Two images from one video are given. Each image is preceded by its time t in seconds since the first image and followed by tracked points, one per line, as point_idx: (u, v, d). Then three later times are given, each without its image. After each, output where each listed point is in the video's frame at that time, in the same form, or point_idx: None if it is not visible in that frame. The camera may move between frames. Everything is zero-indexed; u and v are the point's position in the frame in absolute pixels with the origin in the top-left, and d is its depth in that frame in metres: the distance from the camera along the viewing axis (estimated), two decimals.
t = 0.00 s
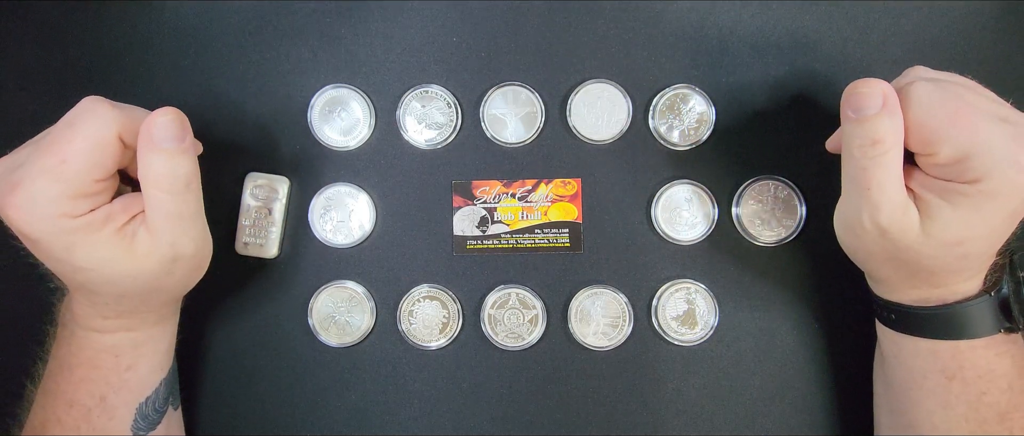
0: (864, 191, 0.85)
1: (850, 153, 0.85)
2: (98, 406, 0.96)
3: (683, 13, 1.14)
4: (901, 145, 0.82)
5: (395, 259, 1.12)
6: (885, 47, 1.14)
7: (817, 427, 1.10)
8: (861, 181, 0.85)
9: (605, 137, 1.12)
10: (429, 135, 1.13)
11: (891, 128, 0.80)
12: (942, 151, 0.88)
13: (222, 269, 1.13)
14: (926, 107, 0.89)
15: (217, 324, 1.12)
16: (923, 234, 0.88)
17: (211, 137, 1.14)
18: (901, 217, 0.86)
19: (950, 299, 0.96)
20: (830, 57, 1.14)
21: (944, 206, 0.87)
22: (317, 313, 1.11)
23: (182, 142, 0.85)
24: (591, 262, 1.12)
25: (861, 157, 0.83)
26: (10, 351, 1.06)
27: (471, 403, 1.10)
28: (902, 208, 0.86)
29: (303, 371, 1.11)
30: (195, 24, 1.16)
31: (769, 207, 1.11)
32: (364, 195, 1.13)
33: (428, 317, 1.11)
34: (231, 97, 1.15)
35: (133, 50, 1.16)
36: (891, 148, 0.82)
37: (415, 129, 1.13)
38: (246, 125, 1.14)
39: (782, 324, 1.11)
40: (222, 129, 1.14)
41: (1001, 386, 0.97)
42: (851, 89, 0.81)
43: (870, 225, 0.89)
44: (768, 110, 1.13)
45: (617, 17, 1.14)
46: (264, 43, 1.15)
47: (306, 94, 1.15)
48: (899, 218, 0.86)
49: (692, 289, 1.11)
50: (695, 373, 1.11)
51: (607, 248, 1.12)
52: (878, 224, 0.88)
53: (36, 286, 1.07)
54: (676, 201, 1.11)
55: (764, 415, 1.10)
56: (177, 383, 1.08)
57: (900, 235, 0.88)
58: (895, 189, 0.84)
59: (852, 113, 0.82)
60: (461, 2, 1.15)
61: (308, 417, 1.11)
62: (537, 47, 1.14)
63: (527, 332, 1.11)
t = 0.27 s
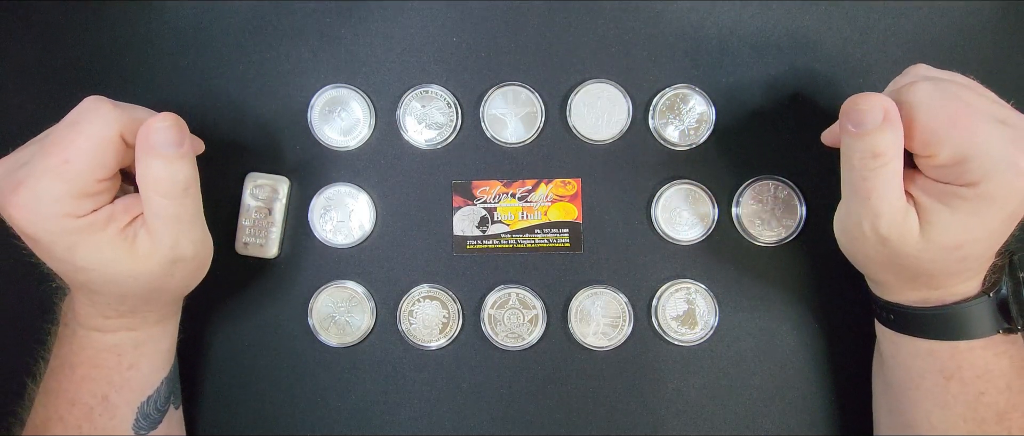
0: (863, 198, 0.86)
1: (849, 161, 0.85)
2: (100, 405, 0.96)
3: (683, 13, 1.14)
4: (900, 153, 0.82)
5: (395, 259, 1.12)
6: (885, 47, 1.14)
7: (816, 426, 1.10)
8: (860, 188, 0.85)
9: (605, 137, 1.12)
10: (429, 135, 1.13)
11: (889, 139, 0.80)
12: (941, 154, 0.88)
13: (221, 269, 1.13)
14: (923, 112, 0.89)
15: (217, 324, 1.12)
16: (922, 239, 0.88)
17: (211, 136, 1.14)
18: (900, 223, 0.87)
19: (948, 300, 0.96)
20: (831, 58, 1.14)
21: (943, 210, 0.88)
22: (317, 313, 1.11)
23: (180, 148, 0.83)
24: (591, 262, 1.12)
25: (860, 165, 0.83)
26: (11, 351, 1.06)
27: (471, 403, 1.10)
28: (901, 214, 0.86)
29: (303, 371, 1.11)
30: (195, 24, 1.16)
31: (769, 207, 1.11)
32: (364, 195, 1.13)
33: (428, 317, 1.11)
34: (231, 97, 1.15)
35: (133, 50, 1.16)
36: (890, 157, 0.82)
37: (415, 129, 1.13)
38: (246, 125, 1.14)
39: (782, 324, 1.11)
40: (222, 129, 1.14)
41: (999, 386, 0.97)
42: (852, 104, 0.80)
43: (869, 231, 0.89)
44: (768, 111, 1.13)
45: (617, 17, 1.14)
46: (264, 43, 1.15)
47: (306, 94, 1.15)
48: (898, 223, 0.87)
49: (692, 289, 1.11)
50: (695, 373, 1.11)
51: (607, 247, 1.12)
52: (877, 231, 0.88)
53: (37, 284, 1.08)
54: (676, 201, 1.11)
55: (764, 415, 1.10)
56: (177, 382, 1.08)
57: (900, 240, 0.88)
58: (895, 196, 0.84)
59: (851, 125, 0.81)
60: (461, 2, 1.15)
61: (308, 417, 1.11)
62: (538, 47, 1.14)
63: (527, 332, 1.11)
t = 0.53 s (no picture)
0: (861, 204, 0.86)
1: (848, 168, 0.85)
2: (101, 405, 0.96)
3: (683, 13, 1.14)
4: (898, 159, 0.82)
5: (395, 259, 1.12)
6: (885, 47, 1.14)
7: (816, 426, 1.10)
8: (857, 194, 0.85)
9: (605, 137, 1.12)
10: (429, 134, 1.13)
11: (886, 147, 0.80)
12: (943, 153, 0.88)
13: (222, 268, 1.13)
14: (924, 113, 0.89)
15: (217, 324, 1.12)
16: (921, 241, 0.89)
17: (211, 136, 1.14)
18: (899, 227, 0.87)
19: (948, 301, 0.96)
20: (831, 57, 1.14)
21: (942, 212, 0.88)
22: (317, 313, 1.12)
23: (171, 168, 0.81)
24: (591, 262, 1.12)
25: (857, 172, 0.84)
26: (11, 349, 1.06)
27: (471, 403, 1.10)
28: (898, 218, 0.86)
29: (303, 371, 1.11)
30: (195, 24, 1.16)
31: (769, 207, 1.11)
32: (364, 195, 1.13)
33: (428, 317, 1.11)
34: (231, 97, 1.15)
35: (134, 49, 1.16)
36: (887, 165, 0.82)
37: (415, 129, 1.13)
38: (246, 125, 1.14)
39: (782, 323, 1.11)
40: (222, 129, 1.14)
41: (999, 387, 0.97)
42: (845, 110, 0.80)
43: (868, 236, 0.90)
44: (768, 111, 1.13)
45: (617, 17, 1.14)
46: (264, 43, 1.15)
47: (306, 94, 1.15)
48: (895, 227, 0.87)
49: (692, 289, 1.11)
50: (695, 373, 1.11)
51: (608, 247, 1.12)
52: (876, 236, 0.89)
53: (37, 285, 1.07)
54: (676, 201, 1.11)
55: (764, 415, 1.10)
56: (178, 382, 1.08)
57: (898, 244, 0.89)
58: (892, 202, 0.85)
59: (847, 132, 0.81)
60: (461, 2, 1.15)
61: (308, 417, 1.11)
62: (538, 47, 1.14)
63: (527, 332, 1.11)
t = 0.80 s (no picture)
0: (861, 207, 0.86)
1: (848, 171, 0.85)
2: (102, 405, 0.95)
3: (683, 13, 1.14)
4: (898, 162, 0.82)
5: (395, 259, 1.12)
6: (885, 47, 1.14)
7: (816, 426, 1.10)
8: (858, 197, 0.85)
9: (605, 137, 1.12)
10: (429, 135, 1.13)
11: (887, 151, 0.80)
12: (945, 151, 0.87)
13: (222, 268, 1.13)
14: (924, 112, 0.88)
15: (217, 324, 1.12)
16: (920, 242, 0.89)
17: (211, 136, 1.14)
18: (899, 229, 0.87)
19: (948, 300, 0.96)
20: (830, 57, 1.14)
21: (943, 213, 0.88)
22: (317, 313, 1.11)
23: (152, 193, 0.79)
24: (591, 262, 1.12)
25: (858, 176, 0.83)
26: (11, 350, 1.06)
27: (471, 403, 1.10)
28: (898, 220, 0.86)
29: (303, 371, 1.11)
30: (195, 24, 1.16)
31: (769, 207, 1.11)
32: (364, 195, 1.13)
33: (428, 317, 1.11)
34: (231, 97, 1.15)
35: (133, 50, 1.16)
36: (888, 169, 0.81)
37: (415, 129, 1.13)
38: (246, 125, 1.14)
39: (782, 323, 1.11)
40: (222, 129, 1.14)
41: (998, 387, 0.97)
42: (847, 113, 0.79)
43: (867, 238, 0.90)
44: (767, 111, 1.13)
45: (617, 17, 1.14)
46: (264, 43, 1.15)
47: (306, 94, 1.15)
48: (895, 230, 0.87)
49: (692, 289, 1.11)
50: (695, 373, 1.11)
51: (608, 247, 1.12)
52: (876, 238, 0.89)
53: (37, 285, 1.07)
54: (676, 201, 1.11)
55: (764, 415, 1.10)
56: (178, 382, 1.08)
57: (899, 246, 0.89)
58: (893, 204, 0.85)
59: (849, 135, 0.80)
60: (461, 2, 1.15)
61: (308, 417, 1.11)
62: (537, 48, 1.14)
63: (527, 332, 1.11)
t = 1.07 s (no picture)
0: (875, 218, 0.85)
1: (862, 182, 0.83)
2: (103, 405, 0.96)
3: (683, 13, 1.14)
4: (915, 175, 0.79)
5: (395, 259, 1.12)
6: (886, 47, 1.13)
7: (816, 426, 1.10)
8: (873, 208, 0.84)
9: (605, 137, 1.12)
10: (429, 135, 1.13)
11: (908, 166, 0.77)
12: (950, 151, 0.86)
13: (222, 268, 1.13)
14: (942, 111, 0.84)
15: (217, 324, 1.12)
16: (925, 248, 0.89)
17: (211, 136, 1.14)
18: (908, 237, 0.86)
19: (947, 300, 0.96)
20: (831, 57, 1.14)
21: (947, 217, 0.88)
22: (317, 313, 1.12)
23: (138, 213, 0.78)
24: (591, 262, 1.12)
25: (874, 189, 0.81)
26: (11, 350, 1.06)
27: (471, 403, 1.10)
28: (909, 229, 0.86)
29: (304, 371, 1.11)
30: (195, 25, 1.16)
31: (769, 207, 1.11)
32: (364, 195, 1.13)
33: (428, 317, 1.11)
34: (231, 97, 1.15)
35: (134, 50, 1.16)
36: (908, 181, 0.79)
37: (415, 129, 1.13)
38: (247, 125, 1.14)
39: (782, 323, 1.11)
40: (222, 129, 1.14)
41: (997, 387, 0.97)
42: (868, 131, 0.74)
43: (875, 244, 0.89)
44: (767, 111, 1.13)
45: (617, 17, 1.14)
46: (264, 43, 1.15)
47: (306, 94, 1.15)
48: (904, 239, 0.87)
49: (692, 289, 1.11)
50: (695, 373, 1.11)
51: (608, 247, 1.12)
52: (885, 246, 0.89)
53: (37, 284, 1.08)
54: (676, 201, 1.11)
55: (764, 415, 1.10)
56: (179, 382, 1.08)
57: (907, 252, 0.89)
58: (905, 215, 0.84)
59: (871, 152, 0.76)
60: (461, 2, 1.15)
61: (308, 417, 1.11)
62: (537, 48, 1.14)
63: (527, 332, 1.11)
